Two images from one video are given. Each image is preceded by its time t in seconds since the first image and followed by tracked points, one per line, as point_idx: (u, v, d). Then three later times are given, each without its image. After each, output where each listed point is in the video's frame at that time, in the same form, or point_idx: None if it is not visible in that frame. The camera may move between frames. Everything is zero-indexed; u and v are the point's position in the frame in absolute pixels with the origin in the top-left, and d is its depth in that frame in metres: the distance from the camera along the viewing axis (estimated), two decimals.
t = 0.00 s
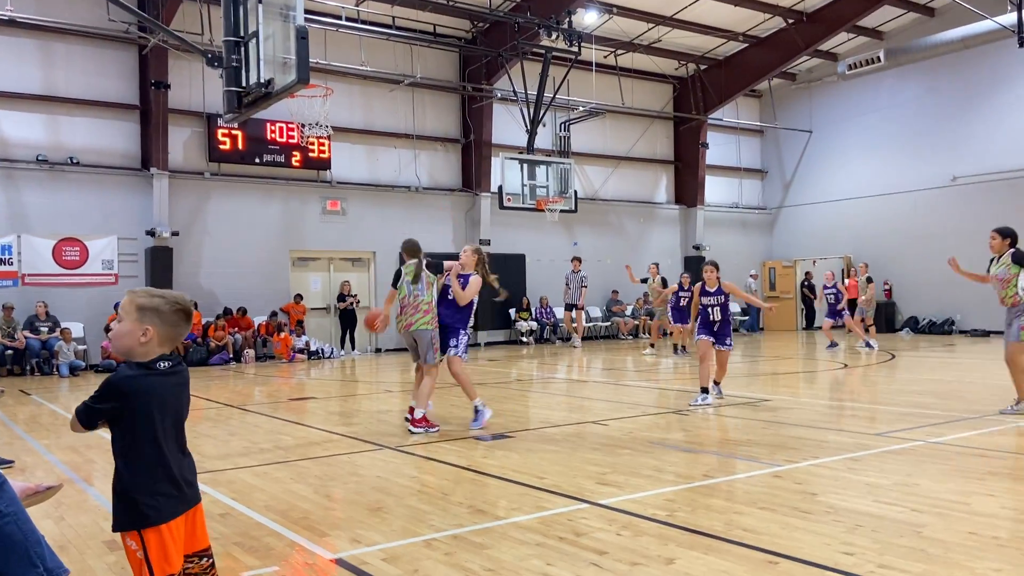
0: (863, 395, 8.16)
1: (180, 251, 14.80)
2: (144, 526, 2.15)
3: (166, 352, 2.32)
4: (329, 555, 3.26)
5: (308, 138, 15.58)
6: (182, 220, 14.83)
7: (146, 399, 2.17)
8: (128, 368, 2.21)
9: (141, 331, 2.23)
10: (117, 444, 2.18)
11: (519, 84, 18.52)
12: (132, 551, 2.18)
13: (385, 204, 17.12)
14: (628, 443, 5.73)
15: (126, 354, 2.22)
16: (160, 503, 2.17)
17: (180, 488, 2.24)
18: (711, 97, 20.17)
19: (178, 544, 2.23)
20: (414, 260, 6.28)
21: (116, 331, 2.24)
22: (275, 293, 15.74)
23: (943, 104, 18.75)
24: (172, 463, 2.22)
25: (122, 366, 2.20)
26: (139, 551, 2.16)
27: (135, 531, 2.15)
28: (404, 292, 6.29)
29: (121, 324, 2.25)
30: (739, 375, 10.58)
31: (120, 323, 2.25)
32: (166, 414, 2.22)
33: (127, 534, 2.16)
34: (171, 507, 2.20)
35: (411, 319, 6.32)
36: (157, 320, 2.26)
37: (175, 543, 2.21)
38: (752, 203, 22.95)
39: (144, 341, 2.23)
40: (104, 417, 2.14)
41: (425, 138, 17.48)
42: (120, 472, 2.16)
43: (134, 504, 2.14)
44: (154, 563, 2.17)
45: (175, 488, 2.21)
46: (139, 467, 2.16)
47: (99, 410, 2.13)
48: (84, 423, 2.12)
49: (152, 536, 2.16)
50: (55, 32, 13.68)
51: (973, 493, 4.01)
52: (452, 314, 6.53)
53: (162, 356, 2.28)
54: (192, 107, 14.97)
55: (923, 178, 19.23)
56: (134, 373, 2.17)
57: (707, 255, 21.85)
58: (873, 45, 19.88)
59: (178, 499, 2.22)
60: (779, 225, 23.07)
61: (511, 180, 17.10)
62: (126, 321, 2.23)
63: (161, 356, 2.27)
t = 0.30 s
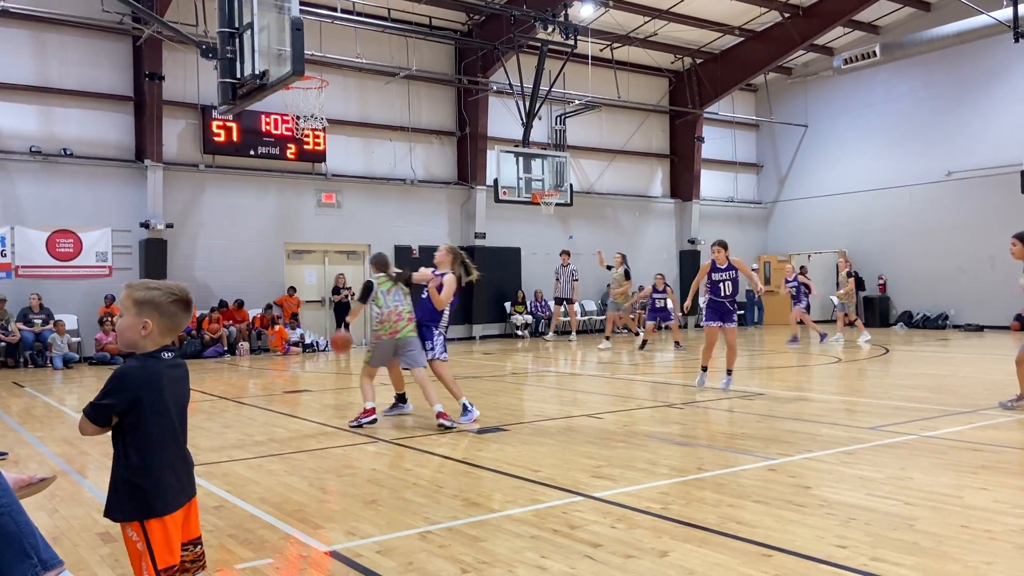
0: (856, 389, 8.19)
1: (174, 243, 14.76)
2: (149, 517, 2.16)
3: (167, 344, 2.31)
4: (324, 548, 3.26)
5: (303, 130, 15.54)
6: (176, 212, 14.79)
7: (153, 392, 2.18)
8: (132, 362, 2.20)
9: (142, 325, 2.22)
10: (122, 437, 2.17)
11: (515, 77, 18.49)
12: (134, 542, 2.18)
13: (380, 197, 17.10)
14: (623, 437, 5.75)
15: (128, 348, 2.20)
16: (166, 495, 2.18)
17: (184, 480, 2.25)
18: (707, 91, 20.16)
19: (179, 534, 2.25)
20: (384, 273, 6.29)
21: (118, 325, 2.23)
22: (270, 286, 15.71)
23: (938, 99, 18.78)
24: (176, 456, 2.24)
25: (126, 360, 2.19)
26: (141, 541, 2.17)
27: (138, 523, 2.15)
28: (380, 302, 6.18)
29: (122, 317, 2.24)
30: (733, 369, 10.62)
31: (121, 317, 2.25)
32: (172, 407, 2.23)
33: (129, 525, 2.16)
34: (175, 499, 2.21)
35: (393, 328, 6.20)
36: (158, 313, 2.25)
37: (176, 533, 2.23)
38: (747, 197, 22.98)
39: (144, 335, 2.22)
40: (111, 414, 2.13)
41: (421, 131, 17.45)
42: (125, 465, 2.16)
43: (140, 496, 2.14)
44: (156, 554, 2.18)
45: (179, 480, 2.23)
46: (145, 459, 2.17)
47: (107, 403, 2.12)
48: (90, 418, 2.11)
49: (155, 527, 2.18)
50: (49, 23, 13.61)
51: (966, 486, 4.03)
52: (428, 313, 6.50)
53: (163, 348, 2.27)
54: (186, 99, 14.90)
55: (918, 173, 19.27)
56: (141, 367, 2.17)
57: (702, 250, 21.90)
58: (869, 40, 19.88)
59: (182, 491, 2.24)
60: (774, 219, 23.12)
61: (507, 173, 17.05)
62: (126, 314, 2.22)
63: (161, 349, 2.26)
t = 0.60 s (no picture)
0: (846, 385, 8.23)
1: (165, 238, 14.69)
2: (156, 507, 2.20)
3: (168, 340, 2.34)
4: (315, 544, 3.26)
5: (294, 125, 15.47)
6: (167, 207, 14.72)
7: (163, 388, 2.22)
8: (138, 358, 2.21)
9: (147, 322, 2.23)
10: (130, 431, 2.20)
11: (508, 73, 18.47)
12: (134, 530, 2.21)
13: (372, 192, 17.05)
14: (614, 432, 5.75)
15: (133, 345, 2.23)
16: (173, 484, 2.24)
17: (186, 470, 2.31)
18: (699, 88, 20.18)
19: (179, 522, 2.30)
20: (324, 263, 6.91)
21: (123, 322, 2.24)
22: (261, 281, 15.66)
23: (928, 97, 18.86)
24: (181, 446, 2.30)
25: (132, 357, 2.21)
26: (144, 530, 2.20)
27: (144, 512, 2.19)
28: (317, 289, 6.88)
29: (127, 315, 2.25)
30: (724, 365, 10.65)
31: (126, 315, 2.26)
32: (178, 401, 2.28)
33: (133, 514, 2.19)
34: (180, 488, 2.27)
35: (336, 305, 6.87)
36: (163, 311, 2.27)
37: (177, 522, 2.28)
38: (739, 194, 23.05)
39: (151, 332, 2.24)
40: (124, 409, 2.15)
41: (413, 126, 17.41)
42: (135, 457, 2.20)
43: (148, 487, 2.19)
44: (159, 541, 2.22)
45: (183, 470, 2.29)
46: (154, 451, 2.21)
47: (118, 400, 2.14)
48: (102, 415, 2.12)
49: (160, 515, 2.22)
50: (39, 16, 13.51)
51: (954, 482, 4.06)
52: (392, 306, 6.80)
53: (167, 344, 2.30)
54: (176, 93, 14.82)
55: (908, 171, 19.36)
56: (151, 364, 2.20)
57: (693, 246, 21.96)
58: (860, 38, 19.93)
59: (185, 480, 2.30)
60: (765, 216, 23.19)
61: (499, 169, 17.02)
62: (132, 311, 2.23)
63: (166, 345, 2.29)
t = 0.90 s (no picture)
0: (832, 380, 8.28)
1: (151, 234, 14.59)
2: (144, 490, 2.19)
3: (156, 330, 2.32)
4: (302, 538, 3.25)
5: (281, 121, 15.40)
6: (153, 203, 14.62)
7: (153, 374, 2.21)
8: (126, 348, 2.20)
9: (133, 314, 2.22)
10: (121, 416, 2.19)
11: (496, 69, 18.45)
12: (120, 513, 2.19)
13: (360, 188, 17.00)
14: (602, 428, 5.77)
15: (120, 335, 2.21)
16: (162, 469, 2.23)
17: (176, 454, 2.30)
18: (687, 85, 20.23)
19: (170, 507, 2.28)
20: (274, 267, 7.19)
21: (108, 314, 2.22)
22: (248, 278, 15.59)
23: (914, 94, 18.99)
24: (171, 432, 2.29)
25: (119, 346, 2.20)
26: (130, 512, 2.18)
27: (130, 493, 2.17)
28: (274, 284, 7.30)
29: (113, 305, 2.23)
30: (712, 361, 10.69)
31: (112, 306, 2.24)
32: (168, 386, 2.27)
33: (120, 496, 2.18)
34: (169, 473, 2.26)
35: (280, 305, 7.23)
36: (149, 303, 2.25)
37: (166, 506, 2.26)
38: (727, 191, 23.15)
39: (137, 322, 2.22)
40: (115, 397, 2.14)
41: (401, 123, 17.36)
42: (126, 440, 2.19)
43: (138, 470, 2.18)
44: (145, 523, 2.21)
45: (173, 455, 2.28)
46: (144, 434, 2.21)
47: (111, 387, 2.13)
48: (93, 404, 2.11)
49: (147, 499, 2.20)
50: (24, 11, 13.37)
51: (938, 475, 4.10)
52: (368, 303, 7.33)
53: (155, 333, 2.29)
54: (163, 88, 14.72)
55: (894, 168, 19.48)
56: (140, 352, 2.19)
57: (682, 243, 22.03)
58: (847, 35, 20.05)
59: (175, 465, 2.28)
60: (752, 213, 23.28)
61: (488, 166, 16.98)
62: (118, 302, 2.22)
63: (154, 335, 2.28)
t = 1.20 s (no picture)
0: (816, 376, 8.34)
1: (134, 231, 14.47)
2: (120, 485, 2.17)
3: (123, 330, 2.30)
4: (284, 536, 3.23)
5: (266, 117, 15.31)
6: (137, 200, 14.49)
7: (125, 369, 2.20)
8: (94, 345, 2.19)
9: (98, 312, 2.20)
10: (94, 414, 2.17)
11: (482, 66, 18.42)
12: (94, 510, 2.16)
13: (346, 185, 16.94)
14: (588, 424, 5.78)
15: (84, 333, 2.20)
16: (137, 464, 2.21)
17: (151, 450, 2.28)
18: (673, 83, 20.28)
19: (144, 503, 2.27)
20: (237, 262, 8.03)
21: (74, 311, 2.21)
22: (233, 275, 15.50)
23: (898, 92, 19.13)
24: (145, 427, 2.28)
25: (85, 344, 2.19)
26: (105, 509, 2.16)
27: (105, 490, 2.15)
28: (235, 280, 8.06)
29: (79, 302, 2.22)
30: (698, 358, 10.74)
31: (77, 304, 2.22)
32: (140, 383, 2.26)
33: (94, 494, 2.15)
34: (144, 468, 2.24)
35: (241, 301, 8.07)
36: (115, 301, 2.23)
37: (141, 502, 2.24)
38: (712, 189, 23.25)
39: (101, 321, 2.21)
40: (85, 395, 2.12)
41: (387, 120, 17.32)
42: (98, 437, 2.17)
43: (113, 466, 2.16)
44: (120, 520, 2.19)
45: (148, 449, 2.27)
46: (118, 430, 2.19)
47: (81, 384, 2.11)
48: (65, 405, 2.09)
49: (122, 494, 2.19)
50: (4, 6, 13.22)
51: (919, 469, 4.13)
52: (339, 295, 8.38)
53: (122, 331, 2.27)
54: (146, 84, 14.60)
55: (878, 165, 19.62)
56: (108, 349, 2.18)
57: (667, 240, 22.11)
58: (832, 33, 20.16)
59: (150, 459, 2.28)
60: (738, 210, 23.39)
61: (474, 163, 16.94)
62: (83, 300, 2.20)
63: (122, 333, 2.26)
